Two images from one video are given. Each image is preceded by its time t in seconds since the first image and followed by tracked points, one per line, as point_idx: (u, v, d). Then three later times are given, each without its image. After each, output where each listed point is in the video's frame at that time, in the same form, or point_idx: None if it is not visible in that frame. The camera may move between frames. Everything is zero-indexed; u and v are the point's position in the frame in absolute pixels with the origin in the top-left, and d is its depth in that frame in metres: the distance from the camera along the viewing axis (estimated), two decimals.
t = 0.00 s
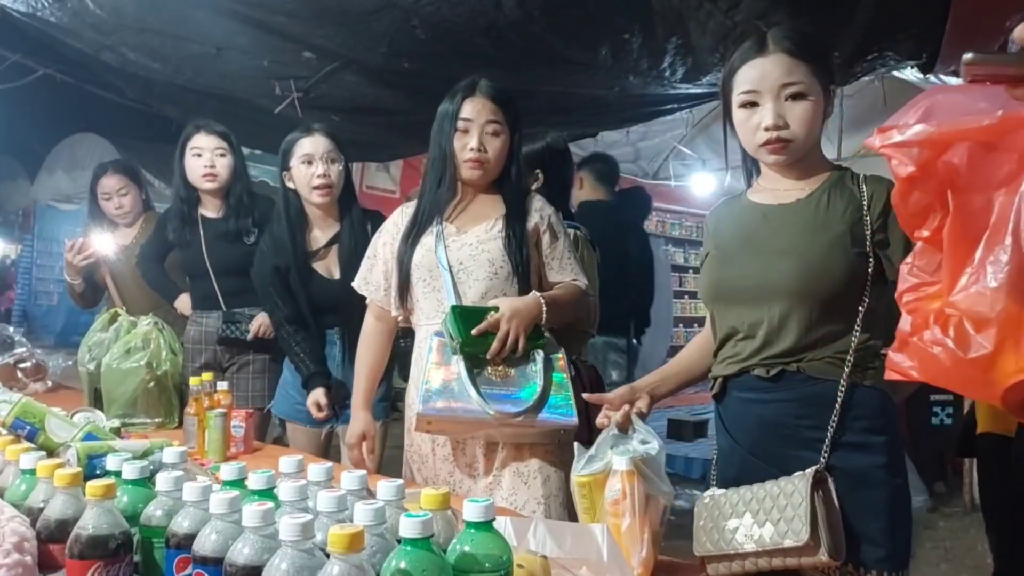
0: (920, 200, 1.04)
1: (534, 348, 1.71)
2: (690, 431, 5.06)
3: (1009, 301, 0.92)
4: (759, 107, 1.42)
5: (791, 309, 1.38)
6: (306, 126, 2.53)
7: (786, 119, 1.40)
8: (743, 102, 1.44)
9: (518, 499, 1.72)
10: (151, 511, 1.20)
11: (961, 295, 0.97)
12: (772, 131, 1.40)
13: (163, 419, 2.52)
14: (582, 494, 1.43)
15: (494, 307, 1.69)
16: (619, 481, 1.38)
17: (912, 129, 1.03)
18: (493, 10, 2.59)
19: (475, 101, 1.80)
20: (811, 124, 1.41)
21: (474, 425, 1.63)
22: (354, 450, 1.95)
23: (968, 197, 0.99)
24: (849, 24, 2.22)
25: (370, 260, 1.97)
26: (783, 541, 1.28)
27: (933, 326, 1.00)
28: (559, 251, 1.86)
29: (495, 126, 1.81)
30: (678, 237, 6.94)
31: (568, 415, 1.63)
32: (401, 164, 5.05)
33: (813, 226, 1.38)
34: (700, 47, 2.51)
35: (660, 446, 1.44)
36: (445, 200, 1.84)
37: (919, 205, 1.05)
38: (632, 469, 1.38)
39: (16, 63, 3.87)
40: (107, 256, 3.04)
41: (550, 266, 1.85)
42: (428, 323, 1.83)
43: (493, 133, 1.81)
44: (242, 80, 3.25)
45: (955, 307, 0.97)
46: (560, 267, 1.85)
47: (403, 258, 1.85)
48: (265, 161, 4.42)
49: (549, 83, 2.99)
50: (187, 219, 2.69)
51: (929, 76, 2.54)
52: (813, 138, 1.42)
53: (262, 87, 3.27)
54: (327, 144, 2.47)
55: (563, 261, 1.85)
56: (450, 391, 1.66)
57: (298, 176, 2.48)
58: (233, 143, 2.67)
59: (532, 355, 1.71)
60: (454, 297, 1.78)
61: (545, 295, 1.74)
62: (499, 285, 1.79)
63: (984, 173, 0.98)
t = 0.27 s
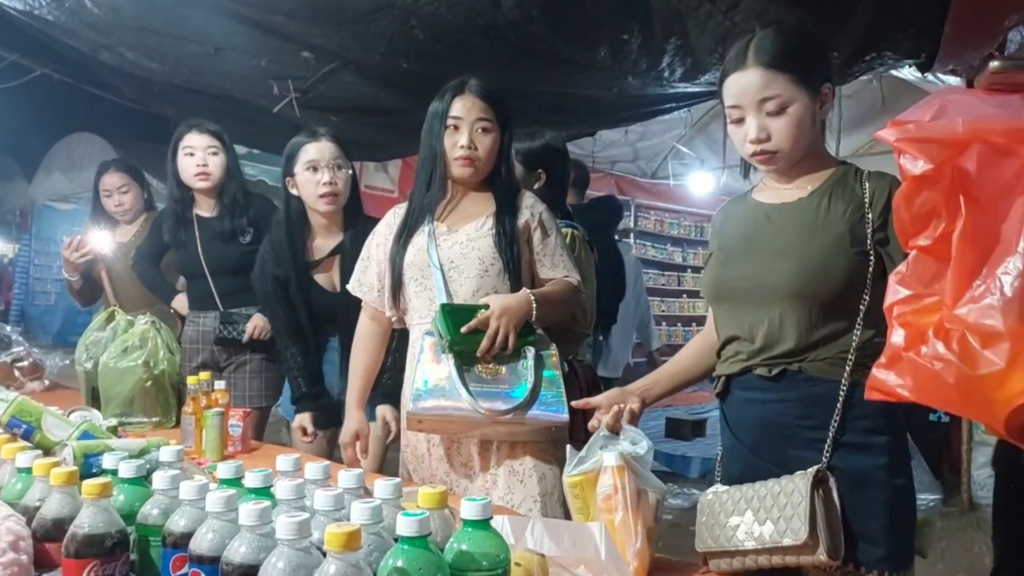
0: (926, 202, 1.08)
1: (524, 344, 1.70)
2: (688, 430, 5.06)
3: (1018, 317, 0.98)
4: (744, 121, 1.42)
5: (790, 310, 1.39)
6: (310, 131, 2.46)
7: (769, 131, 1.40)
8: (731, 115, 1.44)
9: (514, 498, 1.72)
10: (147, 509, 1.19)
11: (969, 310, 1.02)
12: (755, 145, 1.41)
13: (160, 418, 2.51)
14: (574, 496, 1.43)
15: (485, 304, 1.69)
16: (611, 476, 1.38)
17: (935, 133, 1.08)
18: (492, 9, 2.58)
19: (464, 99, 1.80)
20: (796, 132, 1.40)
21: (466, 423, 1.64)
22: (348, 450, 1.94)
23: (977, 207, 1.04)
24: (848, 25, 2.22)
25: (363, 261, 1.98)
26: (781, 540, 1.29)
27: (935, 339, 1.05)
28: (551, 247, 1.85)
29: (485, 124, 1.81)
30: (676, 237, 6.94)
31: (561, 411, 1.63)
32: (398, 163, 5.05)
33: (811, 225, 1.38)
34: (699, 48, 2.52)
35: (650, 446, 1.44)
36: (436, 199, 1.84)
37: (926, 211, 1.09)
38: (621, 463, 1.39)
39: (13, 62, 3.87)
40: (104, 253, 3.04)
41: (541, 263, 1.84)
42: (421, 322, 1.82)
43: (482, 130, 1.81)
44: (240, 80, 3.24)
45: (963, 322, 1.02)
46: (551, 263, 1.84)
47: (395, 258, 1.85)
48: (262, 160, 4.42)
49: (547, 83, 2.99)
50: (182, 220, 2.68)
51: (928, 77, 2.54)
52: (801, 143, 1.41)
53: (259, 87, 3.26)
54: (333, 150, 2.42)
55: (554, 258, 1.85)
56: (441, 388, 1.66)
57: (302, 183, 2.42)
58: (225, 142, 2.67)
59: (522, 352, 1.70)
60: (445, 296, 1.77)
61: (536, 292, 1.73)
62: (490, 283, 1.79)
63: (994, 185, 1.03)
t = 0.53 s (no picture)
0: (894, 189, 1.02)
1: (519, 344, 1.71)
2: (686, 429, 5.07)
3: (983, 305, 0.90)
4: (733, 133, 1.45)
5: (786, 309, 1.41)
6: (310, 137, 2.42)
7: (756, 145, 1.43)
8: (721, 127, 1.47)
9: (511, 496, 1.72)
10: (146, 510, 1.19)
11: (932, 299, 0.95)
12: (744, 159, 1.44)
13: (158, 418, 2.51)
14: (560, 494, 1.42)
15: (479, 304, 1.70)
16: (596, 473, 1.37)
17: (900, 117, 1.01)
18: (488, 9, 2.58)
19: (457, 100, 1.80)
20: (783, 142, 1.41)
21: (459, 423, 1.64)
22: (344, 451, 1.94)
23: (949, 194, 0.97)
24: (843, 24, 2.22)
25: (361, 263, 1.98)
26: (777, 538, 1.29)
27: (899, 330, 0.98)
28: (545, 246, 1.85)
29: (478, 124, 1.81)
30: (673, 235, 6.95)
31: (555, 408, 1.63)
32: (395, 163, 5.05)
33: (806, 225, 1.40)
34: (695, 47, 2.52)
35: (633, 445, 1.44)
36: (430, 200, 1.85)
37: (895, 196, 1.02)
38: (604, 461, 1.37)
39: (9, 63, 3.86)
40: (101, 251, 3.04)
41: (536, 262, 1.84)
42: (416, 322, 1.83)
43: (474, 131, 1.81)
44: (237, 80, 3.24)
45: (925, 312, 0.95)
46: (546, 263, 1.84)
47: (391, 259, 1.86)
48: (260, 160, 4.42)
49: (543, 82, 2.99)
50: (177, 221, 2.68)
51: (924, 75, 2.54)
52: (790, 152, 1.42)
53: (256, 87, 3.26)
54: (332, 159, 2.40)
55: (549, 257, 1.85)
56: (435, 387, 1.67)
57: (301, 194, 2.39)
58: (218, 142, 2.66)
59: (516, 351, 1.70)
60: (440, 297, 1.78)
61: (530, 291, 1.73)
62: (484, 282, 1.79)
63: (966, 169, 0.96)
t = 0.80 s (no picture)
0: (855, 167, 1.02)
1: (518, 343, 1.70)
2: (685, 428, 5.07)
3: (932, 284, 0.91)
4: (736, 131, 1.46)
5: (787, 307, 1.41)
6: (303, 142, 2.35)
7: (759, 143, 1.43)
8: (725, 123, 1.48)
9: (509, 494, 1.72)
10: (142, 509, 1.19)
11: (882, 275, 0.94)
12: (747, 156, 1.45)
13: (156, 417, 2.51)
14: (577, 489, 1.39)
15: (478, 303, 1.70)
16: (624, 483, 1.35)
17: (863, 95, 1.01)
18: (485, 7, 2.58)
19: (454, 99, 1.80)
20: (786, 140, 1.42)
21: (456, 422, 1.63)
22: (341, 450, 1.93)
23: (904, 175, 0.98)
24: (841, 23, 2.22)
25: (360, 262, 1.98)
26: (771, 537, 1.31)
27: (849, 304, 0.97)
28: (544, 245, 1.84)
29: (476, 123, 1.81)
30: (672, 234, 6.96)
31: (553, 408, 1.63)
32: (394, 162, 5.04)
33: (805, 223, 1.40)
34: (692, 44, 2.52)
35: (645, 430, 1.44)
36: (428, 200, 1.85)
37: (854, 174, 1.02)
38: (634, 472, 1.34)
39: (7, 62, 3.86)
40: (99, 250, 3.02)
41: (534, 261, 1.83)
42: (414, 320, 1.82)
43: (472, 130, 1.81)
44: (234, 79, 3.24)
45: (875, 288, 0.94)
46: (545, 261, 1.83)
47: (390, 258, 1.86)
48: (257, 159, 4.41)
49: (541, 80, 2.98)
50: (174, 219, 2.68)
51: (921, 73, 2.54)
52: (792, 150, 1.42)
53: (254, 86, 3.25)
54: (324, 166, 2.32)
55: (547, 256, 1.84)
56: (434, 385, 1.67)
57: (291, 200, 2.32)
58: (215, 141, 2.66)
59: (515, 350, 1.70)
60: (439, 295, 1.77)
61: (530, 291, 1.73)
62: (483, 281, 1.79)
63: (924, 153, 0.97)
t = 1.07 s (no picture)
0: (841, 170, 1.03)
1: (519, 345, 1.70)
2: (684, 429, 5.08)
3: (912, 287, 0.91)
4: (745, 127, 1.46)
5: (789, 309, 1.41)
6: (289, 151, 2.30)
7: (766, 140, 1.43)
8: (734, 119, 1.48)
9: (506, 498, 1.72)
10: (141, 512, 1.19)
11: (866, 277, 0.96)
12: (754, 153, 1.45)
13: (154, 419, 2.51)
14: (584, 486, 1.39)
15: (480, 304, 1.70)
16: (636, 486, 1.35)
17: (846, 100, 1.02)
18: (484, 8, 2.58)
19: (457, 100, 1.80)
20: (793, 140, 1.41)
21: (456, 424, 1.64)
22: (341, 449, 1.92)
23: (889, 178, 0.99)
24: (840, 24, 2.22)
25: (362, 262, 1.99)
26: (767, 539, 1.32)
27: (836, 306, 0.99)
28: (545, 247, 1.84)
29: (478, 124, 1.81)
30: (671, 235, 6.96)
31: (552, 412, 1.63)
32: (393, 163, 5.04)
33: (808, 226, 1.41)
34: (692, 46, 2.52)
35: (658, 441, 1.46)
36: (430, 200, 1.85)
37: (842, 176, 1.03)
38: (653, 476, 1.35)
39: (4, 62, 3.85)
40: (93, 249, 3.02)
41: (536, 263, 1.83)
42: (415, 321, 1.83)
43: (475, 130, 1.81)
44: (233, 80, 3.24)
45: (859, 290, 0.96)
46: (546, 263, 1.83)
47: (391, 258, 1.86)
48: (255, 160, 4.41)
49: (540, 82, 2.98)
50: (171, 221, 2.68)
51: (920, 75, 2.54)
52: (799, 151, 1.42)
53: (252, 87, 3.25)
54: (311, 178, 2.27)
55: (549, 258, 1.84)
56: (434, 385, 1.67)
57: (275, 213, 2.27)
58: (213, 141, 2.66)
59: (517, 352, 1.70)
60: (440, 295, 1.77)
61: (532, 293, 1.73)
62: (484, 282, 1.78)
63: (909, 156, 0.98)
